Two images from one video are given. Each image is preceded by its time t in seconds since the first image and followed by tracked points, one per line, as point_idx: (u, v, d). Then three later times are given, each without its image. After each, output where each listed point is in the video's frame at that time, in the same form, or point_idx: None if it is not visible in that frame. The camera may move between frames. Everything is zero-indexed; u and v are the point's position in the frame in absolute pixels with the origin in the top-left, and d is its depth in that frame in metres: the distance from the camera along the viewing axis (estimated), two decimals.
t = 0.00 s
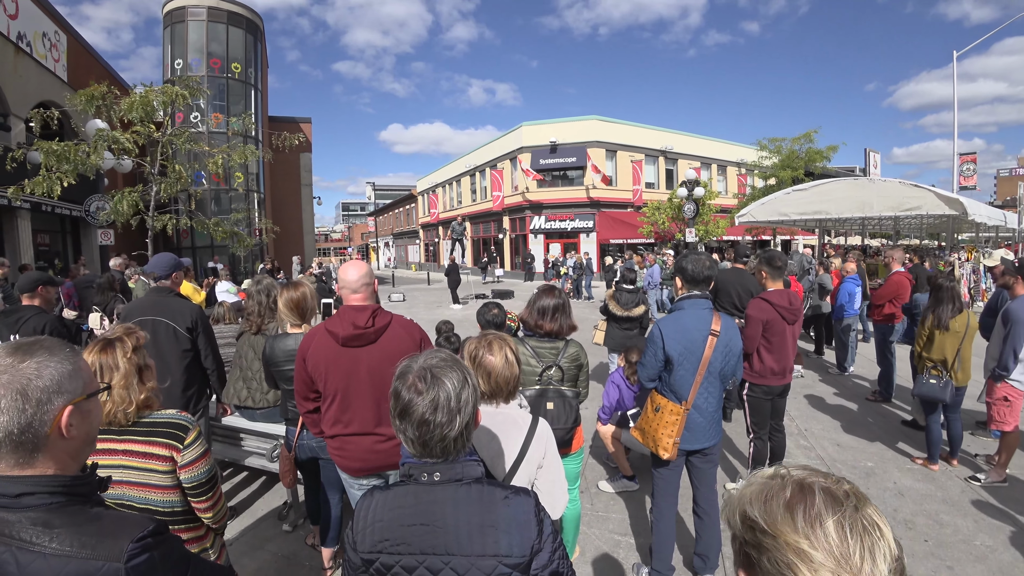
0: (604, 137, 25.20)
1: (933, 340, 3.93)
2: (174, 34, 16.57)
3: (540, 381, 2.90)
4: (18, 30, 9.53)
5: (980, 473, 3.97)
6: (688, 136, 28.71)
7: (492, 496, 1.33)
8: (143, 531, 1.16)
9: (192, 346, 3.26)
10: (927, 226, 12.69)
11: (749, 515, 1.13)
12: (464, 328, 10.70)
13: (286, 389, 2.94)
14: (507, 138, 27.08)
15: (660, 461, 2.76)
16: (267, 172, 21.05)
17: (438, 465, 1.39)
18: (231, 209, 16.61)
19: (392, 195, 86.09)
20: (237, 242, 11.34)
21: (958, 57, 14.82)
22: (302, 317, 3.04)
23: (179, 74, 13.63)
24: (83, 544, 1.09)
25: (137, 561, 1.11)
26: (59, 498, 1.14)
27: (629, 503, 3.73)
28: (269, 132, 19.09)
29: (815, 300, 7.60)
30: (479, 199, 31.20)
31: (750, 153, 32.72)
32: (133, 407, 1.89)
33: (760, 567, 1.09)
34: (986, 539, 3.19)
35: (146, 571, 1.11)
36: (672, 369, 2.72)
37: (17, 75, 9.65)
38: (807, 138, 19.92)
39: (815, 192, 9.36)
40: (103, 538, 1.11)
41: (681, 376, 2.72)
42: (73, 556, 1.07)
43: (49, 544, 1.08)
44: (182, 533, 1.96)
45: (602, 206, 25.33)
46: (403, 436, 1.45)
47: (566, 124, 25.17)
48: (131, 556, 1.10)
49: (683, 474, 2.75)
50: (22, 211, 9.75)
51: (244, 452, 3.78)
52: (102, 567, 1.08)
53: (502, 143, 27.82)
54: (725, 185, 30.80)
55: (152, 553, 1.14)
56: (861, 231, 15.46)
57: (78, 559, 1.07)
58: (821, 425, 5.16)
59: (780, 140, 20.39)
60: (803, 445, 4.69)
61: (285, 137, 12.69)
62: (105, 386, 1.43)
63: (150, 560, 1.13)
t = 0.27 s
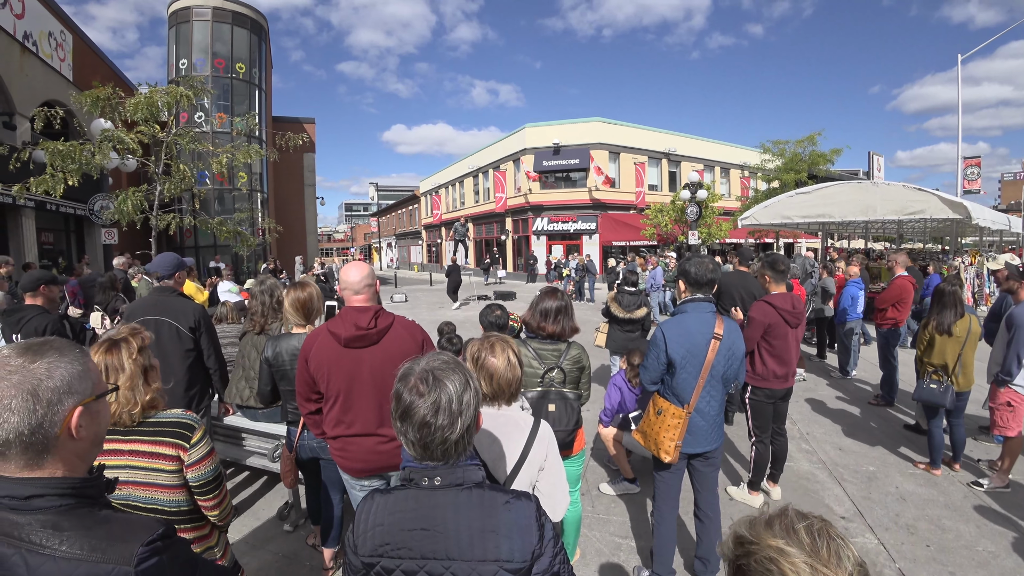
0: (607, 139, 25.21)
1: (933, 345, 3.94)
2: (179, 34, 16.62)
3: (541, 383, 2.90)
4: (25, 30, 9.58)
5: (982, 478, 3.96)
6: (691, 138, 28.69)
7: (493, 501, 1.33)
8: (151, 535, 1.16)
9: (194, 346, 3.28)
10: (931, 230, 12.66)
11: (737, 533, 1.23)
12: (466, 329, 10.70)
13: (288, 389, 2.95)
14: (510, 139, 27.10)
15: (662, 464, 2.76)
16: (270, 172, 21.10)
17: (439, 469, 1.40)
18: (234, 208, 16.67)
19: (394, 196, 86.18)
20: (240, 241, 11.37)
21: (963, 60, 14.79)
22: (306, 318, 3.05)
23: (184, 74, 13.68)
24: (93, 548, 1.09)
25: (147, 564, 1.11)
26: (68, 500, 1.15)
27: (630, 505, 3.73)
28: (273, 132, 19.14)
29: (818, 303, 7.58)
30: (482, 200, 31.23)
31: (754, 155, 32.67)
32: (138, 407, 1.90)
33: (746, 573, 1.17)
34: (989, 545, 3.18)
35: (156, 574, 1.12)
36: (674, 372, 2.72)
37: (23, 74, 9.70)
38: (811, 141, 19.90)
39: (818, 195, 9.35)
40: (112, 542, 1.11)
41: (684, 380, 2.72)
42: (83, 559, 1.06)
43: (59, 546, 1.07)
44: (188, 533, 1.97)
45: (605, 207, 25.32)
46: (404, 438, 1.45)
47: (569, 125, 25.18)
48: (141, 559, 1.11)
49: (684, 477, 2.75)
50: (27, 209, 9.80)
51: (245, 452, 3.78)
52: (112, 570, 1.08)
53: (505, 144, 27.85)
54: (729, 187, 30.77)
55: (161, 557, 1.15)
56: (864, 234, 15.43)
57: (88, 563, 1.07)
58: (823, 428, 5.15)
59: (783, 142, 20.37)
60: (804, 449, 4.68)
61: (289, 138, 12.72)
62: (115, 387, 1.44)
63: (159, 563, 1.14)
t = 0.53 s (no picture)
0: (608, 140, 25.21)
1: (935, 347, 3.93)
2: (181, 35, 16.66)
3: (542, 384, 2.89)
4: (27, 31, 9.60)
5: (984, 480, 3.95)
6: (692, 139, 28.69)
7: (494, 504, 1.33)
8: (162, 540, 1.16)
9: (196, 346, 3.28)
10: (932, 231, 12.64)
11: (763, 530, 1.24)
12: (467, 330, 10.71)
13: (289, 390, 2.96)
14: (511, 140, 27.12)
15: (663, 466, 2.76)
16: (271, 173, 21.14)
17: (439, 473, 1.39)
18: (236, 209, 16.69)
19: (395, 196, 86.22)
20: (241, 242, 11.38)
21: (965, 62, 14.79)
22: (308, 320, 3.05)
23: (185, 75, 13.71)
24: (105, 553, 1.07)
25: (159, 569, 1.10)
26: (77, 505, 1.15)
27: (631, 507, 3.73)
28: (274, 133, 19.17)
29: (819, 305, 7.58)
30: (483, 201, 31.25)
31: (755, 156, 32.63)
32: (145, 408, 1.90)
33: (773, 572, 1.18)
34: (991, 546, 3.18)
35: None
36: (676, 373, 2.72)
37: (25, 75, 9.72)
38: (812, 142, 19.88)
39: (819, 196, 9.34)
40: (124, 548, 1.10)
41: (685, 381, 2.72)
42: (94, 565, 1.05)
43: (70, 552, 1.07)
44: (195, 532, 1.97)
45: (606, 209, 25.33)
46: (405, 440, 1.45)
47: (570, 126, 25.19)
48: (154, 564, 1.10)
49: (686, 478, 2.75)
50: (28, 210, 9.82)
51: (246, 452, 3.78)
52: None
53: (506, 145, 27.87)
54: (730, 189, 30.76)
55: (172, 561, 1.14)
56: (866, 236, 15.41)
57: (100, 568, 1.05)
58: (825, 430, 5.15)
59: (785, 144, 20.36)
60: (806, 451, 4.67)
61: (291, 139, 12.74)
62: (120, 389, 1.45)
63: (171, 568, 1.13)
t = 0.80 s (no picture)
0: (609, 140, 25.21)
1: (935, 346, 3.92)
2: (182, 37, 16.69)
3: (543, 384, 2.89)
4: (28, 32, 9.62)
5: (986, 480, 3.94)
6: (692, 139, 28.67)
7: (494, 504, 1.33)
8: (185, 540, 1.16)
9: (197, 347, 3.28)
10: (934, 231, 12.62)
11: (814, 518, 1.13)
12: (467, 331, 10.71)
13: (289, 391, 2.95)
14: (511, 141, 27.13)
15: (664, 466, 2.75)
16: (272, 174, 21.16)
17: (438, 475, 1.39)
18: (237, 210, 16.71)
19: (397, 197, 86.33)
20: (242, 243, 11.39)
21: (965, 61, 14.77)
22: (307, 321, 3.06)
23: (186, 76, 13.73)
24: (129, 553, 1.09)
25: (181, 569, 1.11)
26: (99, 506, 1.16)
27: (632, 507, 3.73)
28: (274, 134, 19.19)
29: (820, 304, 7.57)
30: (484, 202, 31.26)
31: (756, 156, 32.60)
32: (159, 404, 1.90)
33: (826, 567, 1.09)
34: (993, 546, 3.17)
35: None
36: (677, 374, 2.72)
37: (26, 76, 9.74)
38: (813, 142, 19.86)
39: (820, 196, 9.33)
40: (148, 548, 1.11)
41: (686, 381, 2.71)
42: (118, 565, 1.07)
43: (95, 552, 1.09)
44: (208, 529, 1.96)
45: (607, 209, 25.32)
46: (405, 440, 1.45)
47: (570, 127, 25.19)
48: (176, 564, 1.10)
49: (687, 478, 2.74)
50: (29, 211, 9.84)
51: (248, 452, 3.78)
52: None
53: (506, 145, 27.88)
54: (730, 189, 30.73)
55: (194, 561, 1.14)
56: (867, 235, 15.38)
57: (122, 568, 1.07)
58: (826, 430, 5.14)
59: (785, 143, 20.33)
60: (807, 450, 4.67)
61: (291, 140, 12.76)
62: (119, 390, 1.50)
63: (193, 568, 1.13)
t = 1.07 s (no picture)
0: (608, 140, 25.21)
1: (934, 345, 3.92)
2: (181, 37, 16.68)
3: (542, 385, 2.89)
4: (27, 33, 9.62)
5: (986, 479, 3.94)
6: (692, 139, 28.67)
7: (490, 516, 1.31)
8: (210, 533, 1.20)
9: (197, 347, 3.28)
10: (933, 230, 12.63)
11: (860, 526, 1.00)
12: (467, 331, 10.71)
13: (285, 391, 2.91)
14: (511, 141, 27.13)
15: (664, 466, 2.75)
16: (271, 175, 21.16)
17: (434, 484, 1.38)
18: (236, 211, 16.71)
19: (396, 197, 86.34)
20: (242, 244, 11.39)
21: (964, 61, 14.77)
22: (303, 321, 3.05)
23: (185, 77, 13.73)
24: (160, 545, 1.13)
25: (210, 559, 1.15)
26: (130, 500, 1.20)
27: (632, 507, 3.73)
28: (274, 134, 19.19)
29: (819, 304, 7.58)
30: (484, 202, 31.27)
31: (755, 156, 32.60)
32: (170, 402, 1.91)
33: None
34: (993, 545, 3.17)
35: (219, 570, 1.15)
36: (677, 375, 2.71)
37: (25, 77, 9.74)
38: (812, 141, 19.85)
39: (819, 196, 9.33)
40: (180, 540, 1.15)
41: (686, 382, 2.71)
42: (152, 555, 1.11)
43: (127, 544, 1.12)
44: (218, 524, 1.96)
45: (606, 209, 25.33)
46: (404, 442, 1.44)
47: (570, 127, 25.19)
48: (207, 555, 1.15)
49: (687, 478, 2.74)
50: (29, 212, 9.84)
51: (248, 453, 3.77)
52: (181, 566, 1.12)
53: (506, 146, 27.89)
54: (730, 188, 30.73)
55: (221, 552, 1.20)
56: (867, 235, 15.38)
57: (157, 560, 1.11)
58: (826, 429, 5.14)
59: (785, 143, 20.33)
60: (807, 450, 4.67)
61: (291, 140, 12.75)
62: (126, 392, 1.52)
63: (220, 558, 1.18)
